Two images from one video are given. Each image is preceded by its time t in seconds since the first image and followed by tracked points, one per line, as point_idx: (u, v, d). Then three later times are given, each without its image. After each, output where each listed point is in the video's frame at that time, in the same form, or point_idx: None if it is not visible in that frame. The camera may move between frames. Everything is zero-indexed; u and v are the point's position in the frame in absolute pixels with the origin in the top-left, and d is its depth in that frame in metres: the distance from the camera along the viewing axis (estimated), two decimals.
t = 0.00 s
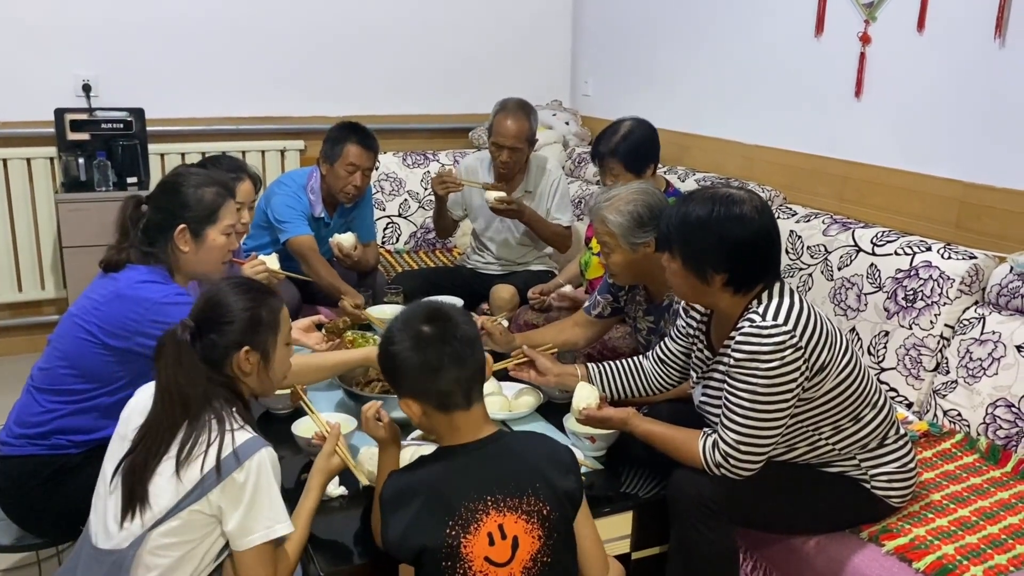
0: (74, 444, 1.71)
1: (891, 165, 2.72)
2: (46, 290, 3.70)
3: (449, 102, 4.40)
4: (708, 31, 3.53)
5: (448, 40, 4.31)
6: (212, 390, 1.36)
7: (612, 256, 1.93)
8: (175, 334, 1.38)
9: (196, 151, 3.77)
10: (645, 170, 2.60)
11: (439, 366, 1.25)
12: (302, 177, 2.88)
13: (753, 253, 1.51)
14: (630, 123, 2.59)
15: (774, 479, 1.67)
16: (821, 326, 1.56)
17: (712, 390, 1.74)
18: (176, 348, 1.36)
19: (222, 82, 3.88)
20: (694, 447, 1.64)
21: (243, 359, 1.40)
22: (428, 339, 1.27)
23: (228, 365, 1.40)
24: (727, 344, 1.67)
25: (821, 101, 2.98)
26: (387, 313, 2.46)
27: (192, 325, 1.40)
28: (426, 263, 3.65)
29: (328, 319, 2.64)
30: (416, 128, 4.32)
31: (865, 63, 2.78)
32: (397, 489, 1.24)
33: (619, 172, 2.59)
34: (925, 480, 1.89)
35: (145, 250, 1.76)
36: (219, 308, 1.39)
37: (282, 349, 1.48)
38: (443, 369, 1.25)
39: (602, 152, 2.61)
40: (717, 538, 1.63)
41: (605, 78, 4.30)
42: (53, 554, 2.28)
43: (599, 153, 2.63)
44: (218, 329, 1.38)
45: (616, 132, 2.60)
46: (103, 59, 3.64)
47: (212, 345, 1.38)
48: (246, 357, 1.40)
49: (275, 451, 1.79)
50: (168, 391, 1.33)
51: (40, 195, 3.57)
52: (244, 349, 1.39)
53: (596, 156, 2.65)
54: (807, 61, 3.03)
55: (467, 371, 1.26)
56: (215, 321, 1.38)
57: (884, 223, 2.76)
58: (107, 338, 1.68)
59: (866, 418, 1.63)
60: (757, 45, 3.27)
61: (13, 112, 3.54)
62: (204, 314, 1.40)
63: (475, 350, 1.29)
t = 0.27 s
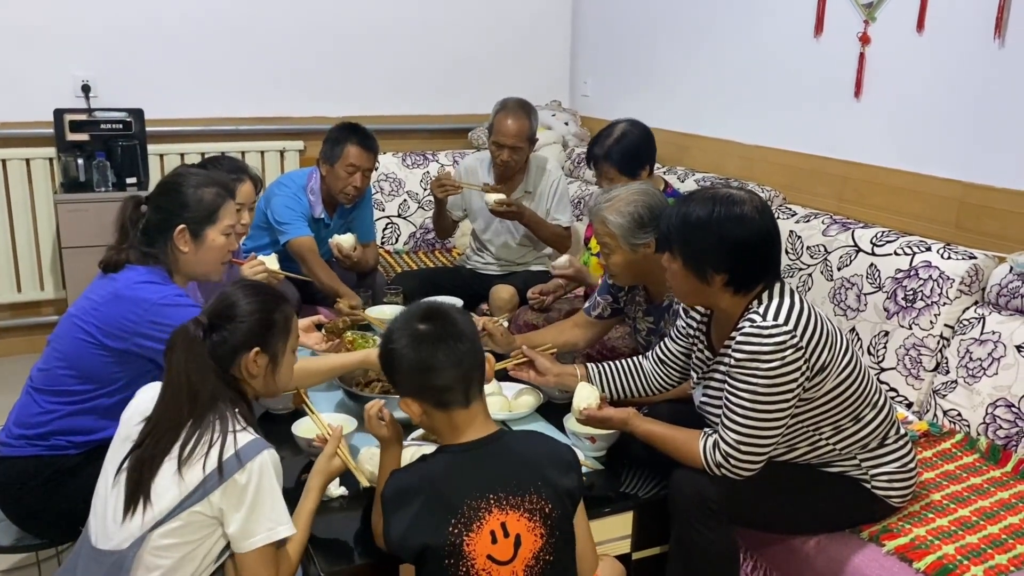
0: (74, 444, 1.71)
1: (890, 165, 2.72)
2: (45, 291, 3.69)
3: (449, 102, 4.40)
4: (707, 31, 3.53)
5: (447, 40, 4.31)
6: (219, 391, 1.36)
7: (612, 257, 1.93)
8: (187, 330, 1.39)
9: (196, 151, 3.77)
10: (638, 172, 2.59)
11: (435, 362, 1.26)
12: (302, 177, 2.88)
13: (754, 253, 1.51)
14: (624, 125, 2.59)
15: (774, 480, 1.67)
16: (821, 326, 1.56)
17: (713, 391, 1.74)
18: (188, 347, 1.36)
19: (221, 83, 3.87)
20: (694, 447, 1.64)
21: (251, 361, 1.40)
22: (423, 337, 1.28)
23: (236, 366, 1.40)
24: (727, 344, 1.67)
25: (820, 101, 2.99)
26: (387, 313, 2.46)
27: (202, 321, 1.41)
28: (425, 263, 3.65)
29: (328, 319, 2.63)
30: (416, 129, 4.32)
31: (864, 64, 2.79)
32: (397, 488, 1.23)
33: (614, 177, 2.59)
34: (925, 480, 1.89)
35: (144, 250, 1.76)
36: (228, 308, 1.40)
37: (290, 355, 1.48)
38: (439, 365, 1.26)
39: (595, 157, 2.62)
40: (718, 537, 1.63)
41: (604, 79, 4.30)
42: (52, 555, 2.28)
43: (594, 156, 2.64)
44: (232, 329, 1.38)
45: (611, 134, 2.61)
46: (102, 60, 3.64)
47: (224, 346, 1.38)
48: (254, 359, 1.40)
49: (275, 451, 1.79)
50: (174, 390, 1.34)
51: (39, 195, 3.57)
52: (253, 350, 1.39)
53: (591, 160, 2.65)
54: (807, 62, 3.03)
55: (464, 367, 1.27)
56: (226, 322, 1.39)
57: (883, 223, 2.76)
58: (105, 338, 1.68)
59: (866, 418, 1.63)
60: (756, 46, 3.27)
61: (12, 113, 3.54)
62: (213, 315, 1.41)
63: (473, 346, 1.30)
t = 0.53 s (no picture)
0: (73, 445, 1.71)
1: (889, 165, 2.72)
2: (44, 292, 3.69)
3: (448, 103, 4.40)
4: (706, 32, 3.53)
5: (446, 41, 4.30)
6: (223, 392, 1.36)
7: (610, 258, 1.93)
8: (194, 327, 1.38)
9: (194, 152, 3.77)
10: (635, 174, 2.59)
11: (429, 360, 1.26)
12: (300, 178, 2.88)
13: (751, 255, 1.51)
14: (624, 125, 2.60)
15: (773, 481, 1.67)
16: (820, 327, 1.56)
17: (712, 391, 1.74)
18: (199, 346, 1.35)
19: (220, 83, 3.87)
20: (693, 448, 1.64)
21: (256, 362, 1.41)
22: (419, 336, 1.29)
23: (241, 366, 1.40)
24: (725, 345, 1.67)
25: (819, 101, 2.99)
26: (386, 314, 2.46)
27: (208, 319, 1.40)
28: (424, 264, 3.65)
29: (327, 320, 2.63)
30: (414, 130, 4.32)
31: (862, 64, 2.79)
32: (396, 488, 1.23)
33: (610, 176, 2.60)
34: (924, 480, 1.89)
35: (142, 251, 1.76)
36: (232, 308, 1.41)
37: (291, 360, 1.50)
38: (433, 364, 1.26)
39: (594, 155, 2.62)
40: (717, 538, 1.63)
41: (603, 79, 4.29)
42: (50, 557, 2.28)
43: (590, 155, 2.64)
44: (242, 331, 1.39)
45: (608, 134, 2.61)
46: (101, 60, 3.63)
47: (234, 348, 1.38)
48: (259, 361, 1.41)
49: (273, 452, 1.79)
50: (175, 388, 1.33)
51: (37, 196, 3.57)
52: (258, 351, 1.40)
53: (589, 158, 2.65)
54: (805, 62, 3.03)
55: (458, 364, 1.27)
56: (233, 324, 1.39)
57: (881, 224, 2.76)
58: (104, 339, 1.68)
59: (864, 418, 1.63)
60: (755, 46, 3.27)
61: (10, 114, 3.53)
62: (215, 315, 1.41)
63: (469, 344, 1.30)
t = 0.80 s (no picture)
0: (70, 446, 1.71)
1: (887, 165, 2.73)
2: (42, 293, 3.69)
3: (446, 104, 4.40)
4: (704, 32, 3.53)
5: (444, 41, 4.31)
6: (221, 394, 1.37)
7: (608, 259, 1.93)
8: (193, 327, 1.37)
9: (192, 153, 3.77)
10: (632, 174, 2.59)
11: (427, 360, 1.27)
12: (297, 178, 2.88)
13: (747, 256, 1.51)
14: (619, 126, 2.60)
15: (771, 481, 1.67)
16: (816, 326, 1.56)
17: (709, 392, 1.74)
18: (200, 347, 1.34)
19: (218, 84, 3.87)
20: (690, 448, 1.64)
21: (254, 363, 1.41)
22: (419, 337, 1.29)
23: (240, 366, 1.40)
24: (722, 345, 1.67)
25: (817, 101, 2.99)
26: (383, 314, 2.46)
27: (206, 320, 1.39)
28: (422, 264, 3.65)
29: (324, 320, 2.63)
30: (413, 130, 4.31)
31: (860, 64, 2.79)
32: (395, 489, 1.23)
33: (607, 176, 2.60)
34: (921, 480, 1.89)
35: (139, 252, 1.76)
36: (227, 308, 1.40)
37: (286, 358, 1.50)
38: (431, 366, 1.26)
39: (591, 156, 2.63)
40: (715, 538, 1.63)
41: (602, 79, 4.29)
42: (48, 558, 2.27)
43: (589, 155, 2.65)
44: (239, 330, 1.38)
45: (605, 135, 2.61)
46: (98, 61, 3.63)
47: (232, 347, 1.37)
48: (257, 361, 1.41)
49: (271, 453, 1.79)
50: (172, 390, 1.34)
51: (35, 197, 3.57)
52: (257, 352, 1.40)
53: (587, 158, 2.66)
54: (803, 62, 3.04)
55: (456, 365, 1.27)
56: (229, 324, 1.38)
57: (879, 224, 2.76)
58: (100, 340, 1.68)
59: (861, 418, 1.63)
60: (753, 46, 3.27)
61: (8, 115, 3.53)
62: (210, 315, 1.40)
63: (468, 347, 1.30)
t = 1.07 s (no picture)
0: (66, 447, 1.71)
1: (884, 165, 2.73)
2: (39, 294, 3.69)
3: (444, 104, 4.40)
4: (701, 32, 3.54)
5: (442, 42, 4.31)
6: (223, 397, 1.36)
7: (605, 259, 1.93)
8: (194, 331, 1.36)
9: (190, 154, 3.77)
10: (630, 173, 2.60)
11: (420, 366, 1.27)
12: (295, 178, 2.88)
13: (742, 255, 1.51)
14: (619, 124, 2.59)
15: (767, 481, 1.67)
16: (812, 326, 1.56)
17: (705, 392, 1.74)
18: (202, 349, 1.33)
19: (215, 85, 3.87)
20: (686, 448, 1.64)
21: (255, 364, 1.41)
22: (419, 338, 1.29)
23: (240, 368, 1.40)
24: (718, 345, 1.67)
25: (814, 101, 2.99)
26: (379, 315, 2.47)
27: (207, 324, 1.38)
28: (420, 265, 3.65)
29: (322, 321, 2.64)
30: (411, 131, 4.31)
31: (857, 64, 2.79)
32: (388, 491, 1.23)
33: (607, 172, 2.59)
34: (918, 480, 1.90)
35: (135, 251, 1.76)
36: (227, 312, 1.40)
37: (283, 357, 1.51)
38: (430, 367, 1.27)
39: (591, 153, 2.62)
40: (711, 538, 1.63)
41: (600, 80, 4.30)
42: (45, 559, 2.27)
43: (587, 154, 2.64)
44: (240, 333, 1.38)
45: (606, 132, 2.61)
46: (96, 62, 3.63)
47: (233, 350, 1.38)
48: (258, 363, 1.42)
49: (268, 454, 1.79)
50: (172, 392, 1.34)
51: (33, 198, 3.57)
52: (258, 354, 1.41)
53: (584, 156, 2.66)
54: (801, 62, 3.04)
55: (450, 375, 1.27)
56: (229, 327, 1.38)
57: (876, 224, 2.77)
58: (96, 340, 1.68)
59: (858, 418, 1.63)
60: (750, 46, 3.27)
61: (6, 116, 3.53)
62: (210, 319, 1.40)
63: (468, 349, 1.29)
